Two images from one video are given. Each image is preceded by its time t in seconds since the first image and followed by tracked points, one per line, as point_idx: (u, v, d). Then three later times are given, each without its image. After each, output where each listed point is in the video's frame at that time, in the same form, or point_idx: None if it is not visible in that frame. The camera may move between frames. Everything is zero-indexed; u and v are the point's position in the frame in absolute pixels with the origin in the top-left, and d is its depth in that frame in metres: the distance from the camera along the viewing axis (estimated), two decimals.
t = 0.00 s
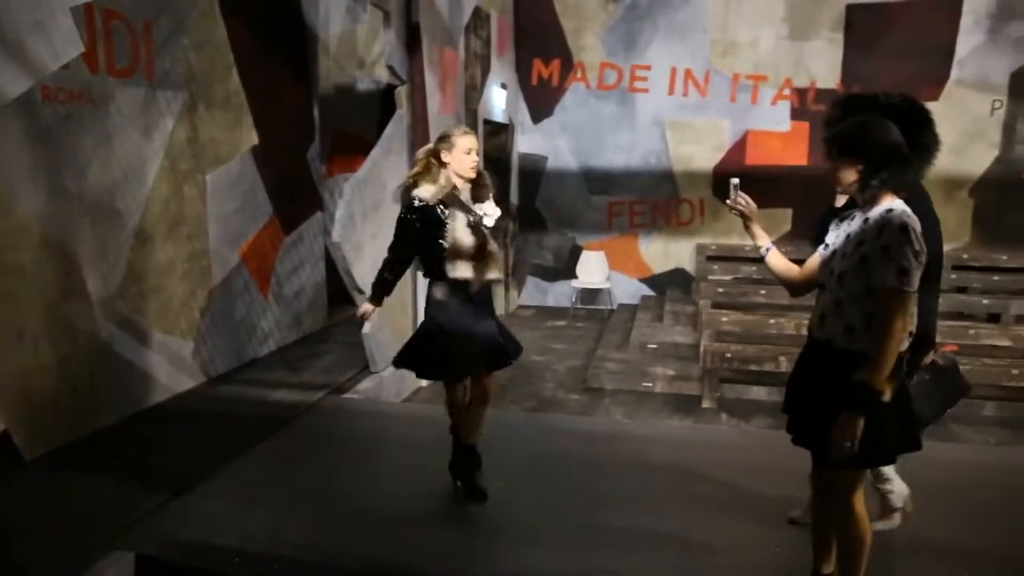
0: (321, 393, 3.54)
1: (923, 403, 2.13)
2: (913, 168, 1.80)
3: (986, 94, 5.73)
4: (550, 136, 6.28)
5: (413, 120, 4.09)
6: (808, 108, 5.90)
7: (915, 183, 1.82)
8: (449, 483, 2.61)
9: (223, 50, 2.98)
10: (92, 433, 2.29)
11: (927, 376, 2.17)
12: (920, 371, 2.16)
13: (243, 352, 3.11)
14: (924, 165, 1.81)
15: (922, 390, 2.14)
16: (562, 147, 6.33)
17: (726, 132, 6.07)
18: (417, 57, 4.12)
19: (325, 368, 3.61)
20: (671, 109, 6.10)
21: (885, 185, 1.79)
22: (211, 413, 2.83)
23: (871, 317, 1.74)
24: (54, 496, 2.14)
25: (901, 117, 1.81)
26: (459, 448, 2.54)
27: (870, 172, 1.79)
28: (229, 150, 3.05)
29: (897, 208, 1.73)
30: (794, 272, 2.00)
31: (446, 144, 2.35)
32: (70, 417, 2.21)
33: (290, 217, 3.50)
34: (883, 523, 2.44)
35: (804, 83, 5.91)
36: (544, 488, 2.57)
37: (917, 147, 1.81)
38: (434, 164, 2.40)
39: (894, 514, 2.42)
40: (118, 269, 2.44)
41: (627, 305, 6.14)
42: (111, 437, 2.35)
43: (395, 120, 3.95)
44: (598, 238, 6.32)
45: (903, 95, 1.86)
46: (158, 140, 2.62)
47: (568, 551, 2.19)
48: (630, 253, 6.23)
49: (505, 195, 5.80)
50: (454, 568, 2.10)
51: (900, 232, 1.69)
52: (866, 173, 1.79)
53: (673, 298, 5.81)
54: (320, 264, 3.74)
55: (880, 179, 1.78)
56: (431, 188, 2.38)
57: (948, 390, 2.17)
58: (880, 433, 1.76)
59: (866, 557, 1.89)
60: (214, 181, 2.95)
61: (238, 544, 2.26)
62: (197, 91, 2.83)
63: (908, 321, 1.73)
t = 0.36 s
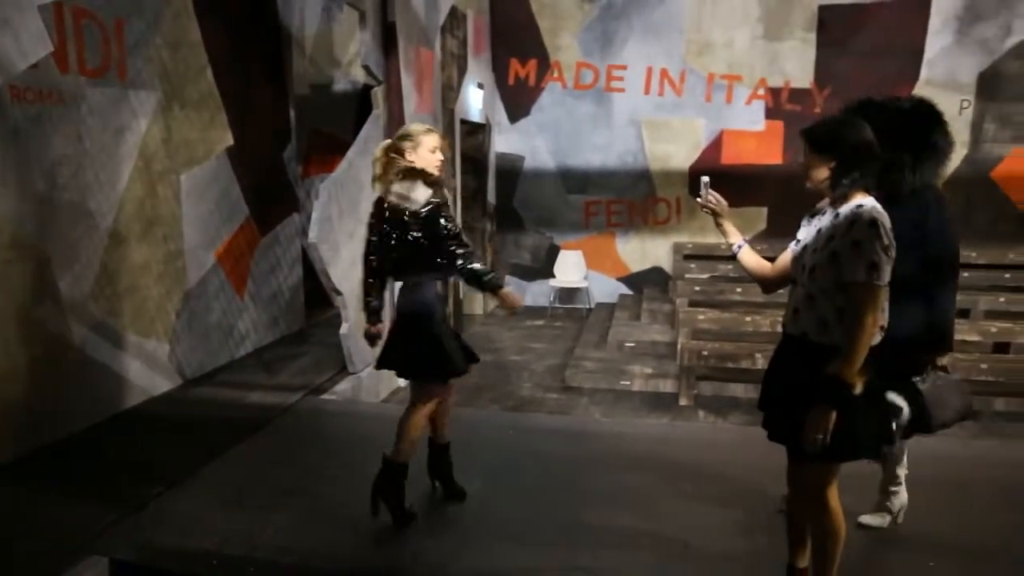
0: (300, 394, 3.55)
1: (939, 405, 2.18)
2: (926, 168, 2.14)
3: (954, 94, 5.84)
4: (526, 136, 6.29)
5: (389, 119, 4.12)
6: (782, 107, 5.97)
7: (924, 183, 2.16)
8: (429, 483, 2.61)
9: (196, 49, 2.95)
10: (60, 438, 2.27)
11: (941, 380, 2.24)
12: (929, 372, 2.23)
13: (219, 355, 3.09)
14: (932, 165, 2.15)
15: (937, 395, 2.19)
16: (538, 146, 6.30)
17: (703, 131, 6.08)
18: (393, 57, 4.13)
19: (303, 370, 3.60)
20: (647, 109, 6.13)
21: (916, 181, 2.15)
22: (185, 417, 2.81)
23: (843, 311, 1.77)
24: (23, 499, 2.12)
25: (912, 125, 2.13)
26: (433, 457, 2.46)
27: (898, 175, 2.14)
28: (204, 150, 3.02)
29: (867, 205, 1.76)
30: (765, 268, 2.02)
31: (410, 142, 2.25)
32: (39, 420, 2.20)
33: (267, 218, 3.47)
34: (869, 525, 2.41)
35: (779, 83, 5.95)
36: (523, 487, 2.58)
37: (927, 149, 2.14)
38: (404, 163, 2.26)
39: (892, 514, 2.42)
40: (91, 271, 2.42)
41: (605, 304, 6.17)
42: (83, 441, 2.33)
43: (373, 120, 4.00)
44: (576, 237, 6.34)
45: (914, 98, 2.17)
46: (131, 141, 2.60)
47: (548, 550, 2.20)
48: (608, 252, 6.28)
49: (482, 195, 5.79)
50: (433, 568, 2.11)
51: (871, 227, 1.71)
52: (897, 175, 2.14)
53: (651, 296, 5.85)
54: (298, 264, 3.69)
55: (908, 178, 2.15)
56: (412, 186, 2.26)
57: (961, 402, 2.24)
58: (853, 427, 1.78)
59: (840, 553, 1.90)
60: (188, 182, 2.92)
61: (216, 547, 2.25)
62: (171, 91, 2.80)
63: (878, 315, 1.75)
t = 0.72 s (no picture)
0: (284, 396, 3.54)
1: (952, 406, 2.18)
2: (948, 170, 2.19)
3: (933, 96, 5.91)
4: (510, 136, 6.31)
5: (373, 120, 4.09)
6: (764, 108, 6.00)
7: (945, 183, 2.19)
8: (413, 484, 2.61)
9: (177, 49, 2.93)
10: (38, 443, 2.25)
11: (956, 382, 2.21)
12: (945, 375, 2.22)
13: (202, 357, 3.06)
14: (953, 171, 2.21)
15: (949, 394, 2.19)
16: (522, 147, 6.32)
17: (686, 132, 6.12)
18: (376, 58, 4.08)
19: (287, 372, 3.61)
20: (630, 110, 6.15)
21: (937, 181, 2.18)
22: (166, 420, 2.79)
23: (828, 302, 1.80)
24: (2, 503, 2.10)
25: (941, 128, 2.20)
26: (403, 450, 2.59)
27: (923, 173, 2.17)
28: (185, 151, 3.00)
29: (850, 205, 1.78)
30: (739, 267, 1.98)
31: (387, 147, 2.27)
32: (17, 423, 2.17)
33: (249, 219, 3.45)
34: (849, 521, 2.40)
35: (760, 84, 6.00)
36: (507, 488, 2.59)
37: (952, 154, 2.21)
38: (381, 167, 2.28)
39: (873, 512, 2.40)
40: (70, 273, 2.39)
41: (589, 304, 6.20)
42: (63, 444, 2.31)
43: (356, 120, 3.98)
44: (559, 238, 6.35)
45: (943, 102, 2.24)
46: (110, 141, 2.58)
47: (531, 550, 2.20)
48: (591, 253, 6.30)
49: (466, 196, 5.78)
50: (417, 569, 2.11)
51: (851, 226, 1.75)
52: (920, 172, 2.17)
53: (634, 296, 5.88)
54: (280, 264, 3.64)
55: (931, 177, 2.18)
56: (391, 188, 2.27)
57: (978, 402, 2.21)
58: (843, 423, 1.80)
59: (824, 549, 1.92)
60: (170, 183, 2.91)
61: (198, 550, 2.24)
62: (151, 91, 2.78)
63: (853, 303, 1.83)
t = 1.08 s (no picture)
0: (279, 398, 3.49)
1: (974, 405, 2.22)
2: (952, 169, 2.16)
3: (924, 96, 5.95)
4: (504, 137, 6.32)
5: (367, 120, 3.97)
6: (757, 108, 6.06)
7: (952, 184, 2.17)
8: (408, 483, 2.62)
9: (171, 50, 2.92)
10: (30, 446, 2.23)
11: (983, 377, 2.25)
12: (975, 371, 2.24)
13: (198, 357, 3.05)
14: (959, 166, 2.17)
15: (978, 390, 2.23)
16: (516, 147, 6.38)
17: (680, 132, 6.16)
18: (368, 58, 4.04)
19: (283, 373, 3.59)
20: (625, 111, 6.19)
21: (945, 183, 2.17)
22: (162, 422, 2.79)
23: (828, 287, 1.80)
24: None
25: (936, 129, 2.14)
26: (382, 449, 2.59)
27: (926, 178, 2.16)
28: (179, 152, 3.00)
29: (851, 207, 1.78)
30: (737, 248, 1.83)
31: (387, 142, 2.21)
32: (11, 424, 2.17)
33: (245, 220, 3.45)
34: (860, 524, 2.39)
35: (754, 84, 6.02)
36: (505, 489, 2.59)
37: (954, 152, 2.16)
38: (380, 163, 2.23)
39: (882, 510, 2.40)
40: (65, 274, 2.39)
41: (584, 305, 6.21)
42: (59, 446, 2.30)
43: (350, 122, 3.91)
44: (554, 238, 6.43)
45: (939, 100, 2.16)
46: (105, 142, 2.57)
47: (526, 551, 2.20)
48: (585, 254, 6.24)
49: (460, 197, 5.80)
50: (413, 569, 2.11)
51: (839, 220, 1.76)
52: (924, 178, 2.16)
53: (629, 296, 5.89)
54: (278, 266, 3.68)
55: (937, 181, 2.17)
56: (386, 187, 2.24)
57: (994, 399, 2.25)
58: (836, 416, 1.80)
59: (819, 546, 1.93)
60: (164, 184, 2.90)
61: (194, 550, 2.24)
62: (146, 91, 2.78)
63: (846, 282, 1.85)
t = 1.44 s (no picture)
0: (264, 398, 3.58)
1: (970, 409, 2.06)
2: (943, 164, 2.07)
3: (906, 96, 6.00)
4: (490, 136, 6.32)
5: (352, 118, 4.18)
6: (742, 107, 6.06)
7: (943, 180, 2.08)
8: (394, 481, 2.63)
9: (155, 49, 2.91)
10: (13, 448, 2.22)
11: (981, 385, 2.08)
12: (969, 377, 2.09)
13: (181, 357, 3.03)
14: (950, 162, 2.08)
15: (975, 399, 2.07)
16: (502, 146, 6.34)
17: (666, 130, 6.15)
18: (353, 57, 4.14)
19: (269, 372, 3.61)
20: (611, 110, 6.18)
21: (935, 178, 2.08)
22: (147, 423, 2.78)
23: (807, 285, 1.81)
24: None
25: (924, 124, 2.08)
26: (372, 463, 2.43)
27: (915, 173, 2.08)
28: (163, 151, 2.98)
29: (831, 206, 1.80)
30: (721, 250, 1.84)
31: (370, 148, 2.24)
32: None
33: (231, 220, 3.43)
34: (862, 544, 2.23)
35: (739, 83, 6.05)
36: (493, 487, 2.59)
37: (945, 147, 2.08)
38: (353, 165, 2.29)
39: (886, 538, 2.22)
40: (47, 274, 2.37)
41: (570, 303, 6.24)
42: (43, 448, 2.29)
43: (335, 121, 4.05)
44: (539, 237, 6.38)
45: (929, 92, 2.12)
46: (87, 141, 2.55)
47: (514, 549, 2.21)
48: (571, 252, 6.33)
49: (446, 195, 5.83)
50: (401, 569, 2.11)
51: (817, 219, 1.77)
52: (912, 173, 2.08)
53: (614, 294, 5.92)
54: (263, 266, 3.65)
55: (924, 176, 2.08)
56: (339, 187, 2.31)
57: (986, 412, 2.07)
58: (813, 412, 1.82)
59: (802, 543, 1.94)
60: (148, 183, 2.88)
61: (181, 551, 2.24)
62: (129, 90, 2.76)
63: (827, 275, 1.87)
